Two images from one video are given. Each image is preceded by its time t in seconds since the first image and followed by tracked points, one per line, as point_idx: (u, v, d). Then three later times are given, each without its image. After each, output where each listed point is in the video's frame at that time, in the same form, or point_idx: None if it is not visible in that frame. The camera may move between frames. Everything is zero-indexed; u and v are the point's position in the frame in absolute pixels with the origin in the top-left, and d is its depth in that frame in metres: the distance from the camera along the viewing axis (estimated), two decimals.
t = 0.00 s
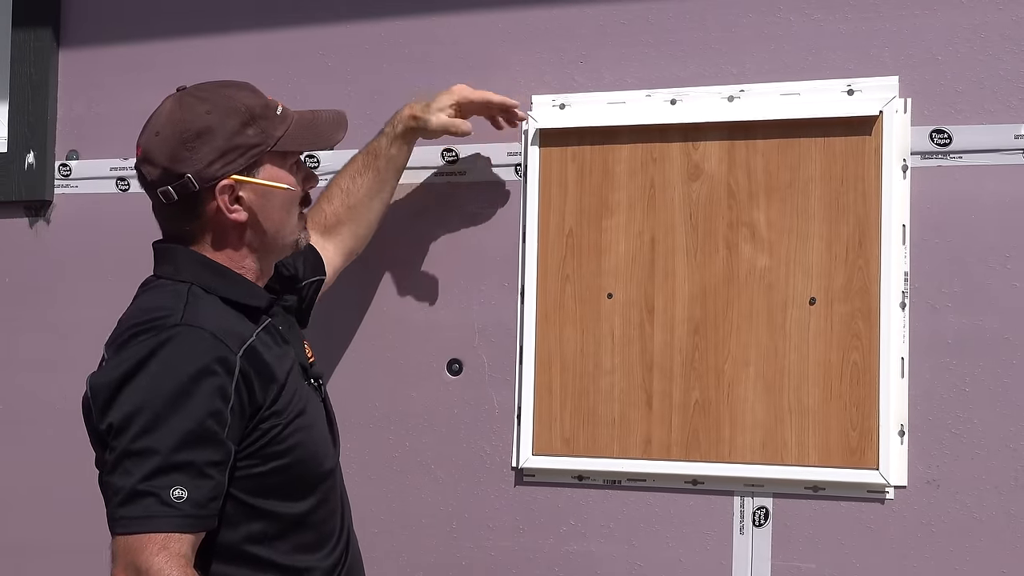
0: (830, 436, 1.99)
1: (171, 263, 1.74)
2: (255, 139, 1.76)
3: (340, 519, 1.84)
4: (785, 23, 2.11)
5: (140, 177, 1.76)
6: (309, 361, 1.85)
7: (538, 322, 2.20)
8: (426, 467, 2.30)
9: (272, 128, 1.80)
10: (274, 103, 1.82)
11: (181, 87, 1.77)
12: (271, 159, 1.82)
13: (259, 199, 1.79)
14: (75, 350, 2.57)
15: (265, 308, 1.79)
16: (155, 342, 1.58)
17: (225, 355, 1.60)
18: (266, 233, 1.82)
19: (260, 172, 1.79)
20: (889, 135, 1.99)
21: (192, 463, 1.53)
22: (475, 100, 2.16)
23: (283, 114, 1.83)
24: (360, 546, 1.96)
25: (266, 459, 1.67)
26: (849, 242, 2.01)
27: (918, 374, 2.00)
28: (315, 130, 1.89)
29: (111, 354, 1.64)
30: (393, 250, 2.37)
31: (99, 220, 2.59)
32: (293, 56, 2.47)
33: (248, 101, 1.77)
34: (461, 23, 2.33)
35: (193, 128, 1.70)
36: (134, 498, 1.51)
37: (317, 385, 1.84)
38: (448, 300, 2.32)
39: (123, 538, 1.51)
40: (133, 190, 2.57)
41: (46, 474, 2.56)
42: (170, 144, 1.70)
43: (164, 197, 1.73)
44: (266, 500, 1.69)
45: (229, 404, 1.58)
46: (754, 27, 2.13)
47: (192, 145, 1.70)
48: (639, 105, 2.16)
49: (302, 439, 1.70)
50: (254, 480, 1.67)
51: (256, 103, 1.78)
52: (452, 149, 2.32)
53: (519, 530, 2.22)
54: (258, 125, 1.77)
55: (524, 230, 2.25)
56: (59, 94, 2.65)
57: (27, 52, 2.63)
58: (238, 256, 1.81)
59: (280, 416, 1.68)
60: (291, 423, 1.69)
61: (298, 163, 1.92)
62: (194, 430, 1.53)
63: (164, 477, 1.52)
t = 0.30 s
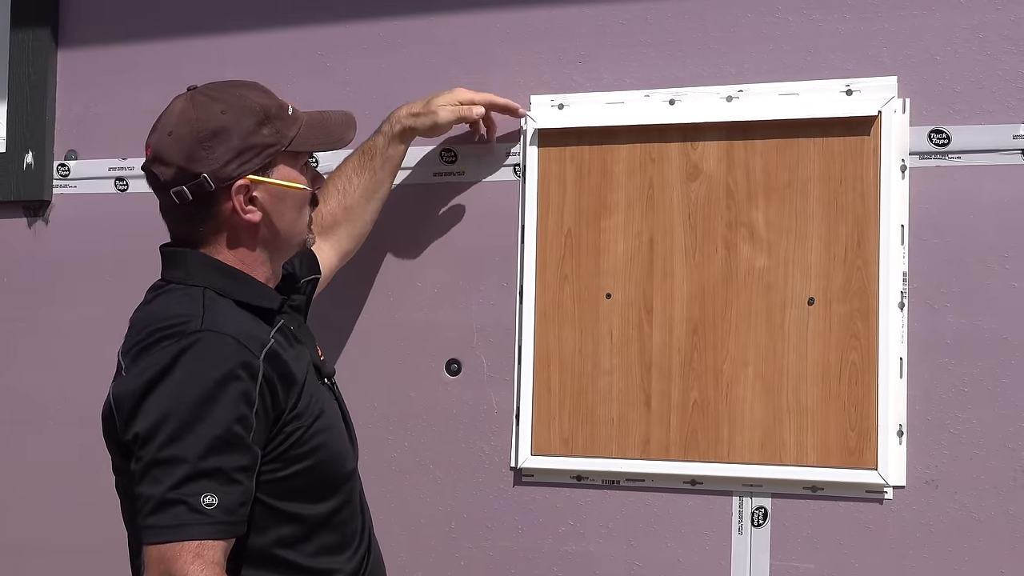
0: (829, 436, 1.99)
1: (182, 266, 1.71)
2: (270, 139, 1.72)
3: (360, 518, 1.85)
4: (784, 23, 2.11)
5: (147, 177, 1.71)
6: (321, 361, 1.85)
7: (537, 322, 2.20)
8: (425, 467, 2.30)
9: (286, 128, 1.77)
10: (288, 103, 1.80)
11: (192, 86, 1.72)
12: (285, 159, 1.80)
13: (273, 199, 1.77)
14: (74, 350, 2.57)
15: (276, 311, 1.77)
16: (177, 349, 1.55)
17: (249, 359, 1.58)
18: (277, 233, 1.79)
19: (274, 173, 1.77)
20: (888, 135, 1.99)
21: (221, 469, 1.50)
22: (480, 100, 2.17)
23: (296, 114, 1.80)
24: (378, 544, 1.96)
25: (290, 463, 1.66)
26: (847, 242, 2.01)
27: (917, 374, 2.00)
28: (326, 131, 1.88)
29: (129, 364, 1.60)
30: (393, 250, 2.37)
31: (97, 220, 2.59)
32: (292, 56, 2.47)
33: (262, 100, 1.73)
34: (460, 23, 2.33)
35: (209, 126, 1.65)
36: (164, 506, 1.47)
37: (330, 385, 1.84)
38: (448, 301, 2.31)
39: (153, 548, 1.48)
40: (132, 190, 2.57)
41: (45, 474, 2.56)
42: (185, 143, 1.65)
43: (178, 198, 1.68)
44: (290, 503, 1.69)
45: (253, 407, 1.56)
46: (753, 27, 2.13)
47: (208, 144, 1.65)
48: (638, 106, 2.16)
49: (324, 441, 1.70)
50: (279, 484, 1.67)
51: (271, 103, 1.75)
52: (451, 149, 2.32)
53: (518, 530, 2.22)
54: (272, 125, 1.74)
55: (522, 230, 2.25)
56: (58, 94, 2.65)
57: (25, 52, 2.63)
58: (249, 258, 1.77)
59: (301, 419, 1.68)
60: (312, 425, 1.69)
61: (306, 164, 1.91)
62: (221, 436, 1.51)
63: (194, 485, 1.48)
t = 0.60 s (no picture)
0: (829, 436, 1.99)
1: (188, 268, 1.69)
2: (278, 143, 1.71)
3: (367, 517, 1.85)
4: (784, 24, 2.11)
5: (153, 182, 1.68)
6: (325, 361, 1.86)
7: (537, 322, 2.20)
8: (425, 467, 2.30)
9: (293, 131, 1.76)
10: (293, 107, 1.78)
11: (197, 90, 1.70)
12: (293, 162, 1.78)
13: (282, 202, 1.76)
14: (73, 350, 2.57)
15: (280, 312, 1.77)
16: (187, 350, 1.55)
17: (258, 359, 1.57)
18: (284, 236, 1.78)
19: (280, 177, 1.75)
20: (887, 135, 1.99)
21: (234, 469, 1.50)
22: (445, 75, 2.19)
23: (302, 118, 1.79)
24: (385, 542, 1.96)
25: (299, 463, 1.67)
26: (846, 242, 2.01)
27: (916, 375, 2.00)
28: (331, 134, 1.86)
29: (138, 366, 1.59)
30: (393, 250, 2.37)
31: (97, 220, 2.59)
32: (292, 56, 2.47)
33: (270, 104, 1.72)
34: (460, 23, 2.33)
35: (219, 132, 1.63)
36: (177, 507, 1.47)
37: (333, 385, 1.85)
38: (448, 301, 2.31)
39: (165, 549, 1.47)
40: (132, 190, 2.57)
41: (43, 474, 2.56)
42: (195, 149, 1.62)
43: (187, 203, 1.66)
44: (300, 503, 1.69)
45: (264, 407, 1.56)
46: (752, 27, 2.13)
47: (219, 149, 1.63)
48: (638, 106, 2.17)
49: (332, 440, 1.71)
50: (289, 484, 1.67)
51: (278, 107, 1.73)
52: (451, 149, 2.32)
53: (517, 531, 2.22)
54: (280, 128, 1.72)
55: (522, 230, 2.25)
56: (58, 94, 2.65)
57: (24, 52, 2.63)
58: (256, 261, 1.76)
59: (310, 419, 1.68)
60: (320, 425, 1.69)
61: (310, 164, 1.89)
62: (233, 436, 1.50)
63: (206, 485, 1.48)
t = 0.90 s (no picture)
0: (829, 436, 1.99)
1: (192, 265, 1.69)
2: (261, 149, 1.63)
3: (370, 516, 1.85)
4: (783, 24, 2.11)
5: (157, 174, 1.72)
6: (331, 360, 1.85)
7: (537, 322, 2.20)
8: (425, 466, 2.30)
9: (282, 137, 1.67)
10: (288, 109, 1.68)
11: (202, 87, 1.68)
12: (276, 170, 1.68)
13: (264, 209, 1.68)
14: (73, 350, 2.57)
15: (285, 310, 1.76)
16: (186, 346, 1.56)
17: (257, 357, 1.57)
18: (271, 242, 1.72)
19: (265, 182, 1.67)
20: (887, 135, 1.99)
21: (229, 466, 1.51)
22: (439, 11, 2.29)
23: (297, 120, 1.69)
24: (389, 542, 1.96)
25: (299, 462, 1.66)
26: (846, 242, 2.01)
27: (916, 374, 2.00)
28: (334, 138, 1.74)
29: (139, 361, 1.61)
30: (393, 250, 2.37)
31: (97, 221, 2.59)
32: (292, 56, 2.47)
33: (258, 108, 1.64)
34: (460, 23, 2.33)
35: (198, 132, 1.60)
36: (172, 503, 1.48)
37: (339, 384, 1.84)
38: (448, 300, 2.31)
39: (160, 544, 1.49)
40: (132, 190, 2.57)
41: (43, 474, 2.55)
42: (176, 146, 1.62)
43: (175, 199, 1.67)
44: (299, 501, 1.69)
45: (262, 405, 1.55)
46: (752, 27, 2.13)
47: (195, 150, 1.60)
48: (637, 106, 2.17)
49: (333, 440, 1.70)
50: (288, 483, 1.67)
51: (264, 109, 1.64)
52: (451, 150, 2.32)
53: (517, 531, 2.22)
54: (266, 134, 1.64)
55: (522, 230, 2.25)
56: (57, 95, 2.65)
57: (24, 52, 2.63)
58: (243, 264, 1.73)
59: (310, 418, 1.67)
60: (322, 424, 1.68)
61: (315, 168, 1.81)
62: (228, 433, 1.51)
63: (202, 481, 1.49)
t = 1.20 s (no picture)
0: (828, 436, 1.99)
1: (188, 265, 1.75)
2: (203, 151, 1.70)
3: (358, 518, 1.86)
4: (783, 24, 2.11)
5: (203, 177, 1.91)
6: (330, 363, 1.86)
7: (537, 322, 2.20)
8: (425, 466, 2.30)
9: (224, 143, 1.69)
10: (245, 118, 1.70)
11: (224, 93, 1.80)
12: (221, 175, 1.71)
13: (214, 210, 1.74)
14: (73, 350, 2.57)
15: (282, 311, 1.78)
16: (162, 345, 1.59)
17: (232, 356, 1.59)
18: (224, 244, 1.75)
19: (211, 188, 1.73)
20: (887, 136, 1.99)
21: (198, 464, 1.53)
22: (443, 11, 2.29)
23: (248, 131, 1.69)
24: (383, 542, 1.96)
25: (279, 462, 1.68)
26: (846, 242, 2.01)
27: (916, 374, 2.00)
28: (268, 151, 1.67)
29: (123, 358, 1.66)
30: (392, 250, 2.37)
31: (96, 221, 2.59)
32: (292, 56, 2.47)
33: (216, 113, 1.72)
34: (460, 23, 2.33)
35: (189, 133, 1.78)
36: (139, 499, 1.52)
37: (338, 386, 1.84)
38: (447, 300, 2.32)
39: (128, 538, 1.52)
40: (132, 190, 2.57)
41: (43, 474, 2.55)
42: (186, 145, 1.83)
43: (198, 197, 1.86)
44: (279, 502, 1.71)
45: (235, 404, 1.57)
46: (752, 27, 2.13)
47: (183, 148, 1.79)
48: (637, 106, 2.17)
49: (314, 442, 1.71)
50: (267, 484, 1.68)
51: (223, 115, 1.71)
52: (451, 150, 2.32)
53: (517, 531, 2.22)
54: (212, 138, 1.70)
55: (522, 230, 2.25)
56: (57, 94, 2.64)
57: (23, 52, 2.62)
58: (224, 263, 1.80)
59: (291, 419, 1.68)
60: (303, 426, 1.69)
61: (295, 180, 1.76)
62: (197, 432, 1.53)
63: (169, 478, 1.52)
